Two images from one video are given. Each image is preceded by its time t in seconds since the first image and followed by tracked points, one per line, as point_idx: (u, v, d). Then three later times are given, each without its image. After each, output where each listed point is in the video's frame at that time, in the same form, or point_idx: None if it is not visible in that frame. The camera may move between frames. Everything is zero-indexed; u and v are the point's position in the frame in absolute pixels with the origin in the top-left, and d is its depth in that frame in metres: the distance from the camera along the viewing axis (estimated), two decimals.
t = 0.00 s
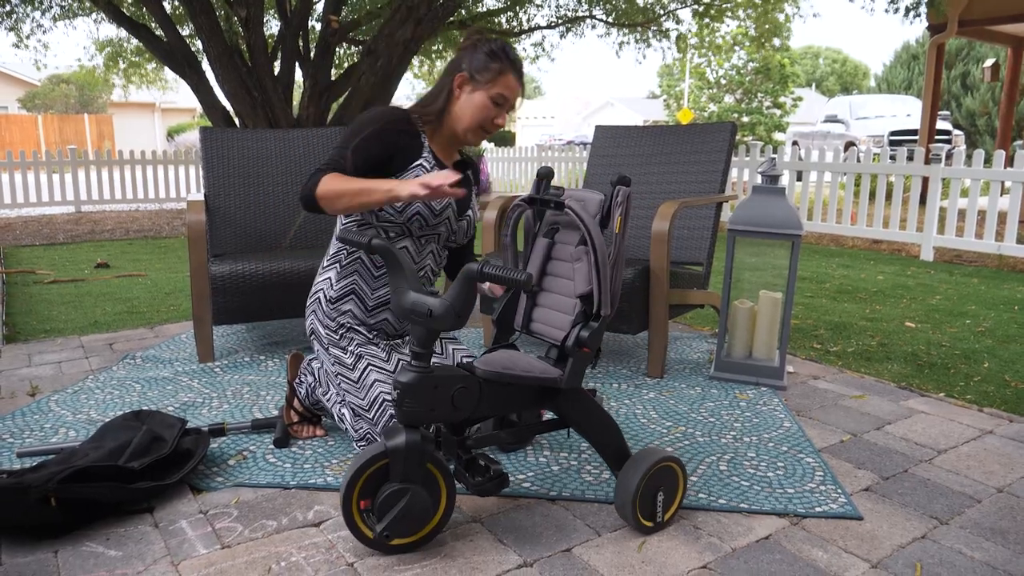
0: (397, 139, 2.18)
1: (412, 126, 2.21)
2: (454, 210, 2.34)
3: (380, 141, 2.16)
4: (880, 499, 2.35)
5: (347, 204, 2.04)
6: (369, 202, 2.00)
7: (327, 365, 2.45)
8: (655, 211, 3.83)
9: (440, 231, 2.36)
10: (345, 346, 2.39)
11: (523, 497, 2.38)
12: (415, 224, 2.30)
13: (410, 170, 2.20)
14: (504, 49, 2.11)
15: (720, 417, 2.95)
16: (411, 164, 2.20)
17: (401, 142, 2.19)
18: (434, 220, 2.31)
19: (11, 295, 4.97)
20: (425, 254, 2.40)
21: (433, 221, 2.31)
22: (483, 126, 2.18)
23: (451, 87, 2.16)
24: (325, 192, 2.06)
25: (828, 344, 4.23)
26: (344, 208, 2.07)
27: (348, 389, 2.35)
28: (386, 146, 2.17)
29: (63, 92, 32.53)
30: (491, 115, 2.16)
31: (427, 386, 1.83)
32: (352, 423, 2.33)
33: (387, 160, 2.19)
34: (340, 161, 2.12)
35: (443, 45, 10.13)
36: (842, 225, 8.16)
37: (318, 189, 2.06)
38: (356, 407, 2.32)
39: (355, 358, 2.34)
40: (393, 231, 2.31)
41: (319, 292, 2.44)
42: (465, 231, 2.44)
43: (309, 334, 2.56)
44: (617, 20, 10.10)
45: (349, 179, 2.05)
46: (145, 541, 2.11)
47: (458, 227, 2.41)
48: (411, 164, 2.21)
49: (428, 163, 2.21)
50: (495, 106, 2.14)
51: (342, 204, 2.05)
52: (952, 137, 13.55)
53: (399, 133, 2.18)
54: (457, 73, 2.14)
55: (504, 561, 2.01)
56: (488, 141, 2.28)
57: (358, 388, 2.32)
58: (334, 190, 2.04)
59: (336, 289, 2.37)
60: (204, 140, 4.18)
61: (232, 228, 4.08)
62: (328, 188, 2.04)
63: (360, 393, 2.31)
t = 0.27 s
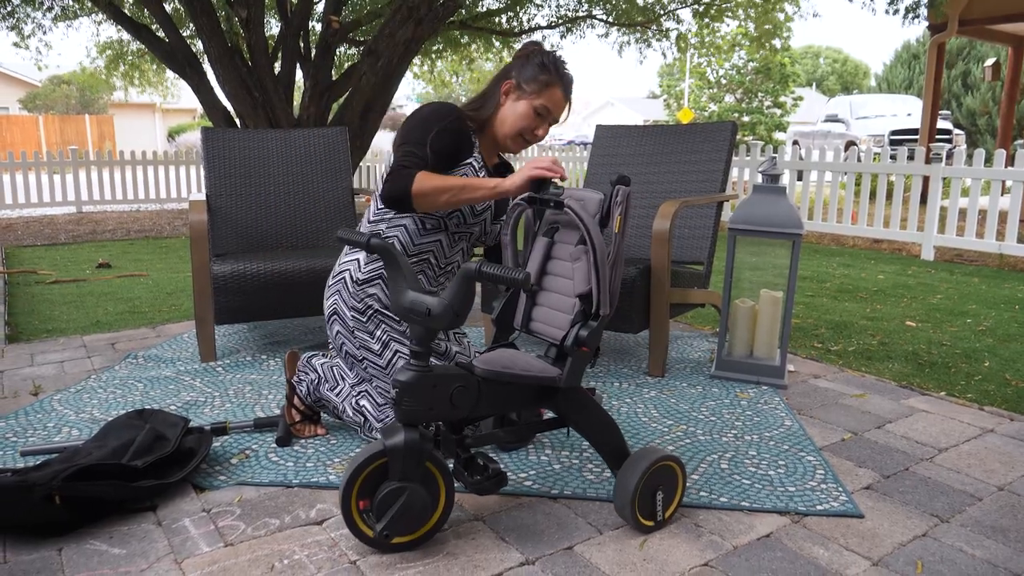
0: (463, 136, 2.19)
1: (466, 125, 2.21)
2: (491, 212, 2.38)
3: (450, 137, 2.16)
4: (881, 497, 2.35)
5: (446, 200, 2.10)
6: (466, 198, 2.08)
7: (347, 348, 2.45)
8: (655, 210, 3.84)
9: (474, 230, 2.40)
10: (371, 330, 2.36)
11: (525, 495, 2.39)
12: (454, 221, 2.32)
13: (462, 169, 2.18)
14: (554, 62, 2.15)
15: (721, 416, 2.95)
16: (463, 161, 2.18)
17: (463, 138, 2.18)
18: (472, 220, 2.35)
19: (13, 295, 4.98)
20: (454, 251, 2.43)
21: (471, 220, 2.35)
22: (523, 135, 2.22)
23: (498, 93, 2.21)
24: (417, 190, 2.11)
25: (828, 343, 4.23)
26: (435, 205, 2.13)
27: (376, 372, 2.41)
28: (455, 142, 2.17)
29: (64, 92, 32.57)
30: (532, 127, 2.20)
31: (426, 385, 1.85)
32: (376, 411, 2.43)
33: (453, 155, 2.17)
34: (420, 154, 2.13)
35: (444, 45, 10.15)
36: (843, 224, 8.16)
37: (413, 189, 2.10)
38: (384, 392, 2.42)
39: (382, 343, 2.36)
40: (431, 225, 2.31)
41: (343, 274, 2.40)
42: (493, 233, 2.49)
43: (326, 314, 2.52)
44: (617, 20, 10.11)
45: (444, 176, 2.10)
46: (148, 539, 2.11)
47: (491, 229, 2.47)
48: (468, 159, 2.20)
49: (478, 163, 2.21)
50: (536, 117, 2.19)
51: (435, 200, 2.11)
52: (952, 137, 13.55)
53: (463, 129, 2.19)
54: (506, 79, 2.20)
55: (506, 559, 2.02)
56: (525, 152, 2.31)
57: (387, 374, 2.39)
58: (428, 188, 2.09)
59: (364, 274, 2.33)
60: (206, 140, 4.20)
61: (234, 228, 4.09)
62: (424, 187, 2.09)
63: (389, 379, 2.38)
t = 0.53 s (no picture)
0: (464, 134, 2.20)
1: (471, 120, 2.23)
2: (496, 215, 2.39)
3: (450, 135, 2.17)
4: (880, 492, 2.37)
5: (432, 200, 2.10)
6: (452, 198, 2.09)
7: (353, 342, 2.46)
8: (655, 208, 3.84)
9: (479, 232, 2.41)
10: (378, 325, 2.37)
11: (526, 491, 2.40)
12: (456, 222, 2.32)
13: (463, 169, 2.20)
14: (562, 57, 2.15)
15: (721, 412, 2.97)
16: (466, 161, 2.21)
17: (466, 137, 2.20)
18: (475, 220, 2.34)
19: (14, 294, 4.98)
20: (460, 250, 2.44)
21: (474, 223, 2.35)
22: (531, 128, 2.20)
23: (505, 88, 2.23)
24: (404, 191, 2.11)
25: (828, 341, 4.24)
26: (421, 206, 2.13)
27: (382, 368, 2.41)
28: (455, 141, 2.18)
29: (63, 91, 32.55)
30: (539, 121, 2.18)
31: (413, 382, 1.86)
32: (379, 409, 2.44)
33: (454, 153, 2.19)
34: (413, 153, 2.13)
35: (443, 43, 10.15)
36: (842, 222, 8.18)
37: (398, 189, 2.10)
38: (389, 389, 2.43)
39: (389, 338, 2.36)
40: (436, 224, 2.32)
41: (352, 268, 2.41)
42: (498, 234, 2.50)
43: (332, 309, 2.53)
44: (616, 18, 10.11)
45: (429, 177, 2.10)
46: (152, 536, 2.12)
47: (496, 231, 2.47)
48: (471, 159, 2.22)
49: (481, 163, 2.23)
50: (544, 111, 2.17)
51: (420, 201, 2.11)
52: (952, 135, 13.57)
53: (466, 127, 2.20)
54: (513, 73, 2.21)
55: (507, 553, 2.03)
56: (535, 147, 2.30)
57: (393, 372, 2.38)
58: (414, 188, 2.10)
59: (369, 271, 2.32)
60: (206, 139, 4.21)
61: (234, 226, 4.09)
62: (409, 187, 2.09)
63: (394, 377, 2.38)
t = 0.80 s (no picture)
0: (452, 135, 2.22)
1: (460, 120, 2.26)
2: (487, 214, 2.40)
3: (438, 137, 2.19)
4: (885, 492, 2.36)
5: (421, 207, 2.14)
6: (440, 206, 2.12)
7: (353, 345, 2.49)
8: (658, 207, 3.84)
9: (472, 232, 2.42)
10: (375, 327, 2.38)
11: (530, 492, 2.39)
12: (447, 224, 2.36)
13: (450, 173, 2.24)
14: (549, 54, 2.12)
15: (725, 411, 2.96)
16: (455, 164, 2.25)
17: (455, 138, 2.23)
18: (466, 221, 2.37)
19: (17, 292, 4.99)
20: (453, 250, 2.46)
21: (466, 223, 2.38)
22: (517, 126, 2.18)
23: (495, 86, 2.24)
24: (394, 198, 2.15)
25: (831, 339, 4.24)
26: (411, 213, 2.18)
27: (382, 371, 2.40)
28: (444, 142, 2.20)
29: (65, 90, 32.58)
30: (525, 120, 2.16)
31: (377, 385, 1.83)
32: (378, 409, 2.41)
33: (443, 154, 2.21)
34: (402, 158, 2.16)
35: (446, 42, 10.14)
36: (845, 221, 8.16)
37: (389, 196, 2.15)
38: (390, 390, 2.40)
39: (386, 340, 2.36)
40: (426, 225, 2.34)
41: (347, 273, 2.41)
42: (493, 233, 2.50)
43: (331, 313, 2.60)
44: (619, 16, 10.10)
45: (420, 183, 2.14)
46: (155, 535, 2.13)
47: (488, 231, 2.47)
48: (457, 162, 2.25)
49: (470, 165, 2.27)
50: (531, 109, 2.15)
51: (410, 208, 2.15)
52: (955, 133, 13.54)
53: (454, 129, 2.23)
54: (501, 72, 2.21)
55: (510, 553, 2.03)
56: (528, 146, 2.28)
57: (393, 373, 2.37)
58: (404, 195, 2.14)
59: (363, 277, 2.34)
60: (209, 138, 4.21)
61: (237, 224, 4.09)
62: (400, 193, 2.13)
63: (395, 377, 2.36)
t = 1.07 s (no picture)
0: (431, 131, 2.24)
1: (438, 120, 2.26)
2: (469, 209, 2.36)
3: (416, 133, 2.21)
4: (886, 494, 2.35)
5: (398, 207, 2.09)
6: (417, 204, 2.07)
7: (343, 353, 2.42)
8: (658, 208, 3.83)
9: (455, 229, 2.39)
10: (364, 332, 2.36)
11: (530, 495, 2.38)
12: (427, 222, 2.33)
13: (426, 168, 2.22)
14: (523, 53, 2.12)
15: (725, 413, 2.95)
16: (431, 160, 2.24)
17: (432, 134, 2.25)
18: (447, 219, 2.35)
19: (16, 293, 4.98)
20: (438, 251, 2.43)
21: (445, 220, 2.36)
22: (493, 125, 2.18)
23: (472, 86, 2.24)
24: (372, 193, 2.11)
25: (831, 341, 4.23)
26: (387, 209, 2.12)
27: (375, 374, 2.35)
28: (421, 139, 2.22)
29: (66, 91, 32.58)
30: (501, 119, 2.16)
31: (335, 391, 1.86)
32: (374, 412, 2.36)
33: (420, 149, 2.23)
34: (382, 154, 2.16)
35: (446, 42, 10.14)
36: (845, 222, 8.16)
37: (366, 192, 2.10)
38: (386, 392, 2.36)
39: (376, 344, 2.33)
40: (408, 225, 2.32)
41: (335, 283, 2.35)
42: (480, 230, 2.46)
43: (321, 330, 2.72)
44: (619, 17, 10.09)
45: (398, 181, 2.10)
46: (153, 537, 2.12)
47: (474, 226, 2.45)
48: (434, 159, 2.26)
49: (447, 160, 2.26)
50: (506, 108, 2.15)
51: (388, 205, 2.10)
52: (955, 135, 13.54)
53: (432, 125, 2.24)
54: (478, 71, 2.21)
55: (509, 555, 2.02)
56: (507, 145, 2.28)
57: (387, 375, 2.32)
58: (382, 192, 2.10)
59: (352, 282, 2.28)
60: (209, 138, 4.20)
61: (237, 225, 4.08)
62: (379, 190, 2.09)
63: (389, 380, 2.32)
